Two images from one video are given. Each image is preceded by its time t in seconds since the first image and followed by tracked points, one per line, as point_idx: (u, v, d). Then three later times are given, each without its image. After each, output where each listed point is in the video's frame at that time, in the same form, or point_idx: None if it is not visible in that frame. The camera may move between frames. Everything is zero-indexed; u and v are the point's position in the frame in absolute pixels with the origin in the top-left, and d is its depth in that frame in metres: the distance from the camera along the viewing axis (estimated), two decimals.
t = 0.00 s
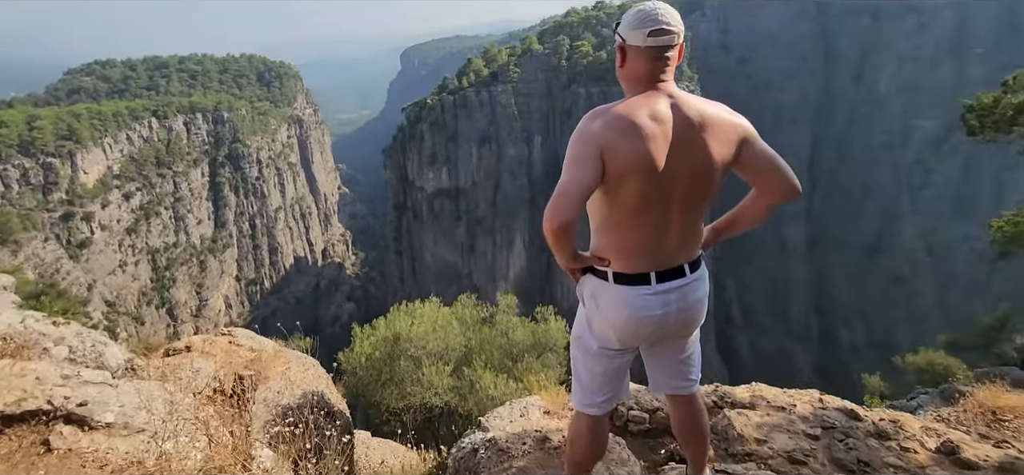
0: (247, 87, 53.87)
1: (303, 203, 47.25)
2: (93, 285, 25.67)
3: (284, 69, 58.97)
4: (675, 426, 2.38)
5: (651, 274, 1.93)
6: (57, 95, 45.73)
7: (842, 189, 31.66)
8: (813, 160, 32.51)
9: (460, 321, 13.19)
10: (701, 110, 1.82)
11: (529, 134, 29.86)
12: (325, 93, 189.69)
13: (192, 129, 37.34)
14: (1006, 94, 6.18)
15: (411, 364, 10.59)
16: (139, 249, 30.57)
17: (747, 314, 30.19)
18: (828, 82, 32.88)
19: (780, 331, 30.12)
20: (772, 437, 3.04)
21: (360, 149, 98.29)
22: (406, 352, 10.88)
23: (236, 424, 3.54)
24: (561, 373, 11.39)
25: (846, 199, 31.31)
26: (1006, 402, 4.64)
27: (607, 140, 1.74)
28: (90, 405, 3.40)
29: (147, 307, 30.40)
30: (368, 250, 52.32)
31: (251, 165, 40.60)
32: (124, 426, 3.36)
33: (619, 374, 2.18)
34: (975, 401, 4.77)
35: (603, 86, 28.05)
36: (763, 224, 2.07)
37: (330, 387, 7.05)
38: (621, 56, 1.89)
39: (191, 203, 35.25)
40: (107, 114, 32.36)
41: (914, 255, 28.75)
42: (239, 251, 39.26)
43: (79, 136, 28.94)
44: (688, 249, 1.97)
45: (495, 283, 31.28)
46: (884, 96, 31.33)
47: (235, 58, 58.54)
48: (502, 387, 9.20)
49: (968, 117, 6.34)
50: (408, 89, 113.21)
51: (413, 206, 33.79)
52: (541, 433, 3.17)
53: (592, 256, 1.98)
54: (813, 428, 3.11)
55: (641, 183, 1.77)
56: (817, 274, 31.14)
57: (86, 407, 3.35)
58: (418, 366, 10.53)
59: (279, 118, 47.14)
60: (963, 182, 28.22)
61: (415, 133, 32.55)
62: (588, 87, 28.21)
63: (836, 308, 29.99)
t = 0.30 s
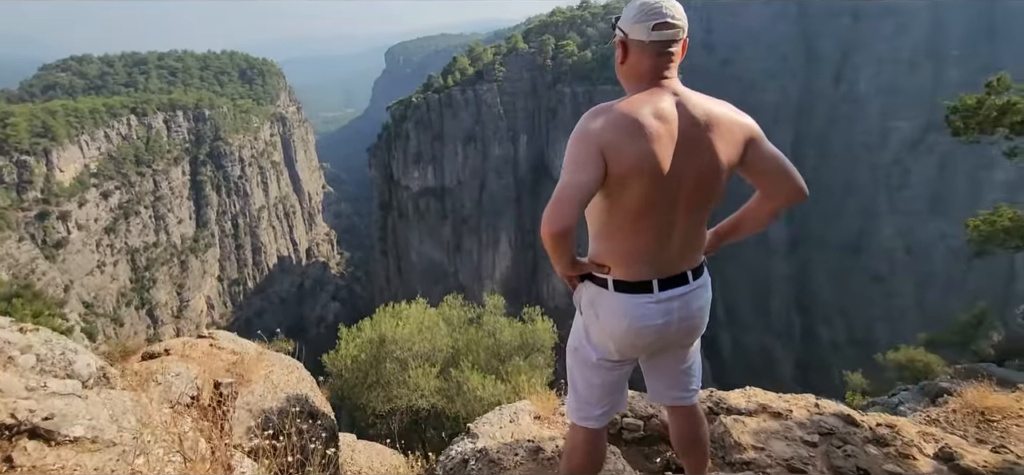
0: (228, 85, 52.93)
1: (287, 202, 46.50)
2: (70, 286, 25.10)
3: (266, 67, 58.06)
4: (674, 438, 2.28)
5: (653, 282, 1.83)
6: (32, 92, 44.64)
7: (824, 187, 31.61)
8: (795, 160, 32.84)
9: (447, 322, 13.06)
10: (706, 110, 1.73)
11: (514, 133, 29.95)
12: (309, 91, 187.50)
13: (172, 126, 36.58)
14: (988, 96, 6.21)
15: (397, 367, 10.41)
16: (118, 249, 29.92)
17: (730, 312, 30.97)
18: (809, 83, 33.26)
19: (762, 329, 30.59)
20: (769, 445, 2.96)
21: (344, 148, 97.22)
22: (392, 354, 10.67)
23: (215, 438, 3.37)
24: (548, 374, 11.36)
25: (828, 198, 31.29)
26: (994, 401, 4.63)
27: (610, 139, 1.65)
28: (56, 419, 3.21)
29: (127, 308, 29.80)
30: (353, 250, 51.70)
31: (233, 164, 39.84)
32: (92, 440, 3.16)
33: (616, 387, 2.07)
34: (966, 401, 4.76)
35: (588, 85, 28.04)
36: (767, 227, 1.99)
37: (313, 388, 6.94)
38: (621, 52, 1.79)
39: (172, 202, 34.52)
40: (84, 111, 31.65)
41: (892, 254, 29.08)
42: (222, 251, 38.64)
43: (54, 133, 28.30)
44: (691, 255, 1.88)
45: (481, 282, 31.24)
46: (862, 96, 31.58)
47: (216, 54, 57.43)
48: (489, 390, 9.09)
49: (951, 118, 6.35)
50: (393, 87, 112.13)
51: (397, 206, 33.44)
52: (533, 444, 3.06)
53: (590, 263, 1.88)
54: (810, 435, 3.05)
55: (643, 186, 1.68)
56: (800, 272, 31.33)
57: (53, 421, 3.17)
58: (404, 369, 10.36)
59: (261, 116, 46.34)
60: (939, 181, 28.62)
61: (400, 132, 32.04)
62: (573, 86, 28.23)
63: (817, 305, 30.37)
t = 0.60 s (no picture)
0: (211, 84, 52.10)
1: (271, 204, 45.75)
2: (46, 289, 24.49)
3: (250, 66, 57.24)
4: (680, 456, 2.19)
5: (665, 297, 1.74)
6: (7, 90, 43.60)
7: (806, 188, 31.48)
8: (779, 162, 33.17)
9: (436, 326, 12.89)
10: (721, 116, 1.65)
11: (501, 135, 29.88)
12: (294, 91, 185.54)
13: (153, 126, 35.87)
14: (975, 100, 6.23)
15: (385, 372, 10.23)
16: (97, 251, 29.26)
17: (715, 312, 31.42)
18: (792, 86, 33.63)
19: (747, 328, 30.79)
20: (772, 458, 2.87)
21: (330, 148, 96.22)
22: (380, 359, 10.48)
23: (200, 454, 3.20)
24: (537, 378, 11.28)
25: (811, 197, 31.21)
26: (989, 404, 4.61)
27: (622, 147, 1.56)
28: (25, 438, 3.02)
29: (106, 311, 29.18)
30: (339, 251, 51.14)
31: (216, 165, 39.14)
32: (66, 460, 2.99)
33: (622, 404, 1.98)
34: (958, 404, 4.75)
35: (574, 87, 28.09)
36: (781, 238, 1.91)
37: (298, 394, 6.78)
38: (632, 54, 1.70)
39: (153, 203, 33.83)
40: (62, 110, 30.90)
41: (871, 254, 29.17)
42: (205, 253, 38.02)
43: (31, 132, 27.65)
44: (703, 269, 1.79)
45: (468, 284, 31.14)
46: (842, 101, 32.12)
47: (199, 53, 56.51)
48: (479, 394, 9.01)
49: (938, 121, 6.36)
50: (379, 87, 111.22)
51: (383, 207, 33.08)
52: (533, 459, 3.04)
53: (598, 276, 1.79)
54: (814, 447, 2.97)
55: (656, 196, 1.59)
56: (783, 272, 31.39)
57: (21, 440, 2.98)
58: (392, 374, 10.18)
59: (245, 116, 45.60)
60: (917, 184, 28.85)
61: (385, 133, 31.70)
62: (560, 88, 28.29)
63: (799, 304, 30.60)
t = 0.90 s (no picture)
0: (194, 86, 51.33)
1: (256, 207, 45.00)
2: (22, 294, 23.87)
3: (234, 68, 56.49)
4: None
5: (681, 315, 1.64)
6: None
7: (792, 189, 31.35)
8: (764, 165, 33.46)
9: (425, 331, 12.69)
10: (740, 123, 1.56)
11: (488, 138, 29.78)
12: (280, 93, 183.74)
13: (134, 128, 35.17)
14: (963, 106, 6.23)
15: (373, 379, 10.02)
16: (76, 255, 28.59)
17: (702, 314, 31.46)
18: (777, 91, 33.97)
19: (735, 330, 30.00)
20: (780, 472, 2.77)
21: (316, 151, 95.33)
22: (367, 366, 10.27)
23: None
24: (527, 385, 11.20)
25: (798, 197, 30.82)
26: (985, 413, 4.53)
27: (636, 157, 1.46)
28: None
29: (85, 317, 28.55)
30: (325, 254, 50.58)
31: (200, 167, 38.34)
32: None
33: (632, 426, 1.87)
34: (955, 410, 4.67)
35: (562, 90, 28.23)
36: (799, 250, 1.82)
37: (285, 402, 6.56)
38: (646, 56, 1.60)
39: (134, 206, 33.14)
40: (40, 111, 30.18)
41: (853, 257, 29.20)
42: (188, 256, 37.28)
43: (8, 134, 26.98)
44: (720, 284, 1.69)
45: (456, 287, 30.93)
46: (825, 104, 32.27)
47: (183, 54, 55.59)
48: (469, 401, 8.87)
49: (927, 127, 6.33)
50: (365, 89, 110.50)
51: (370, 209, 32.70)
52: None
53: (610, 292, 1.68)
54: (821, 461, 2.89)
55: (674, 209, 1.49)
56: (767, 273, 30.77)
57: None
58: (380, 381, 9.97)
59: (229, 118, 44.86)
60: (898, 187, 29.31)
61: (372, 135, 31.34)
62: (548, 91, 28.41)
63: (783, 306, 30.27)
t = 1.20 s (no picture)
0: (178, 89, 50.62)
1: (240, 212, 44.20)
2: None
3: (218, 72, 55.78)
4: None
5: (690, 334, 1.53)
6: None
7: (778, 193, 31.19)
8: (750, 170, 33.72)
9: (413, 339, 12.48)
10: (754, 127, 1.46)
11: (476, 142, 29.67)
12: (265, 97, 182.10)
13: (116, 132, 34.58)
14: (950, 111, 6.18)
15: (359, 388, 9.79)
16: (55, 261, 28.00)
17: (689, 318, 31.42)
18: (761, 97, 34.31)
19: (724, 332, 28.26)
20: None
21: (302, 155, 94.39)
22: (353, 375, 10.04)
23: None
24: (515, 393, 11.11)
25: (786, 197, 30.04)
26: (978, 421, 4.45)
27: (646, 165, 1.35)
28: None
29: (64, 324, 27.91)
30: (311, 259, 49.92)
31: (183, 171, 37.45)
32: None
33: (637, 450, 1.75)
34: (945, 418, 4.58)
35: (549, 95, 28.37)
36: (813, 261, 1.72)
37: (269, 413, 6.33)
38: (652, 57, 1.49)
39: (116, 211, 32.44)
40: (18, 114, 29.48)
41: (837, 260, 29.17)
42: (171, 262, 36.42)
43: None
44: (731, 300, 1.59)
45: (443, 291, 30.58)
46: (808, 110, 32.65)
47: (166, 58, 54.86)
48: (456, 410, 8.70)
49: (913, 132, 6.28)
50: (352, 93, 109.72)
51: (357, 214, 32.25)
52: None
53: (614, 308, 1.57)
54: None
55: (685, 221, 1.38)
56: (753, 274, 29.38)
57: None
58: (367, 390, 9.74)
59: (212, 121, 44.14)
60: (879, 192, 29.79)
61: (359, 140, 30.92)
62: (534, 96, 28.44)
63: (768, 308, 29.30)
